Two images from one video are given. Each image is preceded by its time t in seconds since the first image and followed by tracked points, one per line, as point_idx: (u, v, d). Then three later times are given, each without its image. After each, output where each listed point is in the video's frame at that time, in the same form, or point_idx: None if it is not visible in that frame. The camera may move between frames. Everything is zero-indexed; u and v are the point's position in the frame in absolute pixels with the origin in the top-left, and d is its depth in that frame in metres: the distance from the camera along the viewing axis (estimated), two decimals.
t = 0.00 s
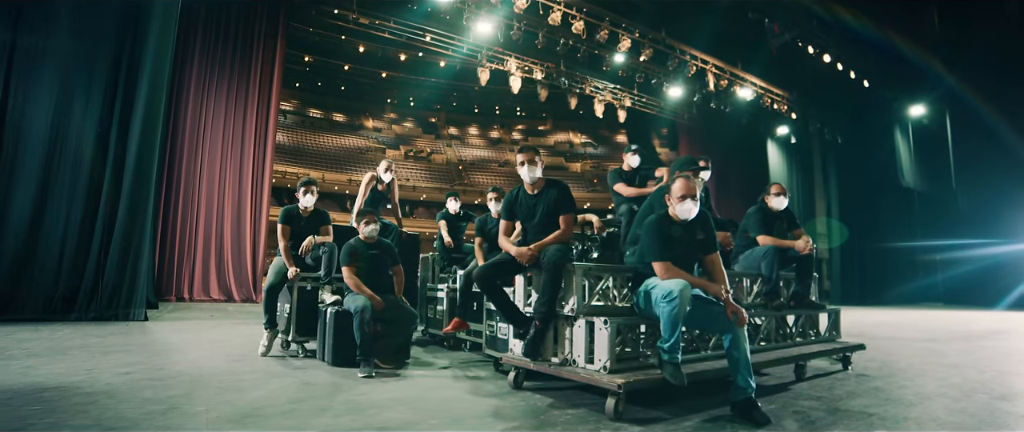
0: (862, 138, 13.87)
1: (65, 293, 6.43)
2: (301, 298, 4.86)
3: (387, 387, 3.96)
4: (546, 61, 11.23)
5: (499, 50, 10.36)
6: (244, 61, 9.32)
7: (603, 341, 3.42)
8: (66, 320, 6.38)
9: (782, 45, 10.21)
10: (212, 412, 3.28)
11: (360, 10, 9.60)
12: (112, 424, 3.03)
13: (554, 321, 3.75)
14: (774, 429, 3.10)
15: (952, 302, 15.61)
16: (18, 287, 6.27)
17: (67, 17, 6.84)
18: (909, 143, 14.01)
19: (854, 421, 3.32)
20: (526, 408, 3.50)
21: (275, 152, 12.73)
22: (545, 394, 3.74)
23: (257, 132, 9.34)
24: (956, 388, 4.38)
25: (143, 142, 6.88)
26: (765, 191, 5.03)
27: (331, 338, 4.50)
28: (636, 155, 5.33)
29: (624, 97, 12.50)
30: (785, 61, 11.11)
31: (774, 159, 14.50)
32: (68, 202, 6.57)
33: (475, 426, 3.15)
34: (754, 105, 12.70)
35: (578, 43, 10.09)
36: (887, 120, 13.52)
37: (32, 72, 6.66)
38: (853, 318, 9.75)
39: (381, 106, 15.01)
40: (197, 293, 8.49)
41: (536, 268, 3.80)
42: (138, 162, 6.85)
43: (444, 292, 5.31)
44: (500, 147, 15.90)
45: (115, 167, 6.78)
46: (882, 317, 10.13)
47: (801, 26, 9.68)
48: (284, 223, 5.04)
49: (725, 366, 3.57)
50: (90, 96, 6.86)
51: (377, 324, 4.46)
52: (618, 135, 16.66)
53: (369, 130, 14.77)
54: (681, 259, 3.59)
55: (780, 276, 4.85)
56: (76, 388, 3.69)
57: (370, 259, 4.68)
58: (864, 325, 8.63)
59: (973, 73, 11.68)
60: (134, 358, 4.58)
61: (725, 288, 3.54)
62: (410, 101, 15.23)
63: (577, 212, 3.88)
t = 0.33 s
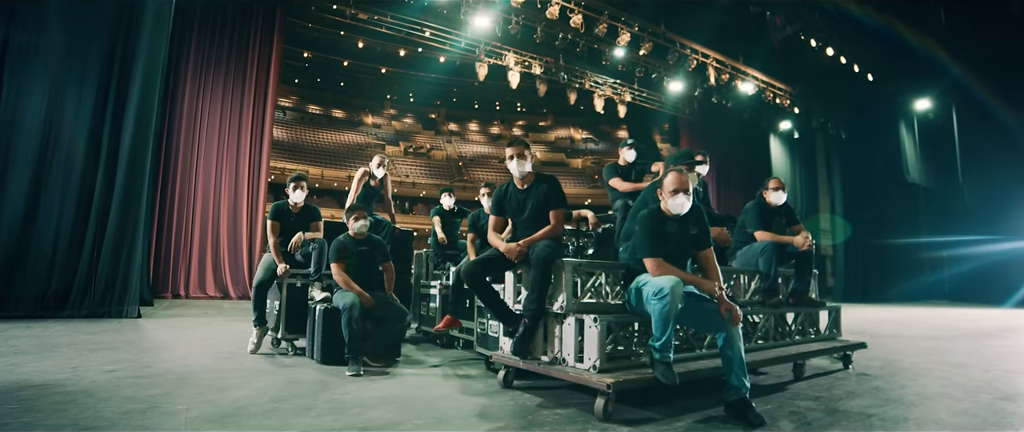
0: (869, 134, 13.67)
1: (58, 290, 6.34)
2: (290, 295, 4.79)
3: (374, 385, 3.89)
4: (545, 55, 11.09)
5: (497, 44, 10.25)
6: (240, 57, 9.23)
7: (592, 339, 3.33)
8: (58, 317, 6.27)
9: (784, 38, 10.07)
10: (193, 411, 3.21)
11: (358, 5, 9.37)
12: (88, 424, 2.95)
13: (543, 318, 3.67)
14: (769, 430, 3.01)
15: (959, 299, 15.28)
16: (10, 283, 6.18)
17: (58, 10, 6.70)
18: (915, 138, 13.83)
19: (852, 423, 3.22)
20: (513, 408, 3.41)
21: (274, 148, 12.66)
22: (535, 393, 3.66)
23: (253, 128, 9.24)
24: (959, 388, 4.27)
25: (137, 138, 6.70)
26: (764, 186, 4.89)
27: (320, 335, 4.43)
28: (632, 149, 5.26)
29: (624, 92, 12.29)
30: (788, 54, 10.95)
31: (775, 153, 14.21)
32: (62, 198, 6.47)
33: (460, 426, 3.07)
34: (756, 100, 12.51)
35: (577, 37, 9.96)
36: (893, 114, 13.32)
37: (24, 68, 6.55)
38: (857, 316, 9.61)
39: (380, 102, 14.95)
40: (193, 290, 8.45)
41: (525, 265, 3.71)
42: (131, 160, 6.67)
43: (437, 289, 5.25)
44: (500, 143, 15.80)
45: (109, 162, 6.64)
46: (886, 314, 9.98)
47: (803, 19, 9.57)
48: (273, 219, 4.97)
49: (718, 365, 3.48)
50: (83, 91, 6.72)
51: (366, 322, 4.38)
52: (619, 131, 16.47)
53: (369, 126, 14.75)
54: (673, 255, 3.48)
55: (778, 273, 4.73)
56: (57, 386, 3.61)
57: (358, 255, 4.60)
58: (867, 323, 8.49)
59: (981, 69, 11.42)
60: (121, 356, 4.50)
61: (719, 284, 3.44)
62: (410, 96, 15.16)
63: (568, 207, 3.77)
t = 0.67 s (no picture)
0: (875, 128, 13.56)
1: (52, 286, 6.21)
2: (280, 292, 4.71)
3: (361, 384, 3.81)
4: (544, 50, 10.99)
5: (496, 39, 10.18)
6: (238, 51, 9.17)
7: (581, 337, 3.24)
8: (52, 314, 6.16)
9: (786, 32, 9.94)
10: (172, 410, 3.14)
11: None
12: (63, 423, 2.88)
13: (532, 316, 3.58)
14: None
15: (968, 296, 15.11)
16: (4, 279, 6.04)
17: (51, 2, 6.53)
18: (921, 131, 13.66)
19: (851, 425, 3.11)
20: (501, 409, 3.32)
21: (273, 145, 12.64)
22: (525, 393, 3.57)
23: (251, 122, 9.18)
24: (964, 389, 4.15)
25: (130, 135, 6.66)
26: (762, 180, 4.75)
27: (308, 333, 4.35)
28: (628, 143, 5.16)
29: (626, 87, 12.23)
30: (791, 48, 10.81)
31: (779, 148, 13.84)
32: (56, 193, 6.33)
33: (444, 426, 2.99)
34: (759, 94, 12.36)
35: (577, 31, 9.87)
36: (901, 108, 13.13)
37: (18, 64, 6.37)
38: (862, 313, 9.46)
39: (381, 98, 14.90)
40: (190, 287, 8.40)
41: (514, 261, 3.62)
42: (124, 160, 6.61)
43: (429, 285, 5.17)
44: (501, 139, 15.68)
45: (102, 157, 6.54)
46: (892, 312, 9.82)
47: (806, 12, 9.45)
48: (263, 215, 4.90)
49: (712, 365, 3.38)
50: (77, 86, 6.60)
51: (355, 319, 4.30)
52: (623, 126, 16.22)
53: (369, 122, 14.74)
54: (666, 252, 3.37)
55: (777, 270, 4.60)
56: (39, 384, 3.54)
57: (348, 251, 4.52)
58: (872, 321, 8.34)
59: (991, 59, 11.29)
60: (109, 354, 4.43)
61: (713, 281, 3.33)
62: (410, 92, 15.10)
63: (558, 202, 3.67)
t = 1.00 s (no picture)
0: (882, 123, 13.21)
1: (47, 282, 6.13)
2: (270, 289, 4.64)
3: (347, 382, 3.74)
4: (544, 44, 10.82)
5: (496, 33, 10.07)
6: (236, 29, 9.13)
7: (570, 336, 3.14)
8: (48, 311, 6.05)
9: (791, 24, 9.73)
10: (152, 409, 3.07)
11: None
12: (39, 422, 2.81)
13: (521, 314, 3.50)
14: None
15: (980, 295, 14.68)
16: None
17: None
18: (929, 123, 13.31)
19: (849, 427, 2.99)
20: (487, 409, 3.24)
21: (275, 142, 12.65)
22: (515, 392, 3.49)
23: (251, 95, 9.18)
24: (970, 390, 4.02)
25: (125, 132, 6.55)
26: (760, 174, 4.64)
27: (297, 330, 4.28)
28: (625, 137, 5.03)
29: (627, 82, 12.00)
30: (796, 41, 10.61)
31: (784, 143, 13.90)
32: (50, 190, 6.26)
33: (427, 426, 2.91)
34: (763, 88, 12.16)
35: (578, 25, 9.72)
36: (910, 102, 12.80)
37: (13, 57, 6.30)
38: (868, 311, 9.30)
39: (382, 95, 14.90)
40: (188, 283, 8.40)
41: (503, 257, 3.53)
42: (119, 159, 6.49)
43: (422, 282, 5.10)
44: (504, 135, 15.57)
45: (97, 154, 6.42)
46: (901, 310, 9.64)
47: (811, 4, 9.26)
48: (253, 211, 4.82)
49: (706, 364, 3.28)
50: (72, 83, 6.54)
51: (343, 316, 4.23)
52: (624, 123, 15.85)
53: (371, 118, 14.63)
54: (658, 247, 3.26)
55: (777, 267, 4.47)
56: (20, 382, 3.47)
57: (338, 248, 4.45)
58: (878, 319, 8.18)
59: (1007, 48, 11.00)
60: (97, 351, 4.36)
61: (707, 278, 3.23)
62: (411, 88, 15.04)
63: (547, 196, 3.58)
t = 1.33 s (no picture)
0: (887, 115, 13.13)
1: (42, 281, 6.03)
2: (259, 285, 4.57)
3: (333, 381, 3.67)
4: (544, 38, 10.66)
5: (496, 27, 9.97)
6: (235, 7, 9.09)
7: (557, 334, 3.06)
8: (43, 307, 5.99)
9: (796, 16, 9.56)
10: (130, 407, 3.00)
11: None
12: (12, 421, 2.75)
13: (509, 312, 3.41)
14: None
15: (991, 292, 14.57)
16: None
17: None
18: (939, 118, 13.23)
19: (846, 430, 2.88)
20: (472, 409, 3.15)
21: (275, 138, 12.64)
22: (502, 392, 3.41)
23: (251, 66, 9.23)
24: (976, 391, 3.89)
25: (120, 127, 6.48)
26: (759, 169, 4.51)
27: (285, 327, 4.21)
28: (621, 131, 4.92)
29: (629, 76, 11.88)
30: (800, 33, 10.43)
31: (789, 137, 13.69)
32: (45, 188, 6.15)
33: (408, 427, 2.83)
34: (767, 82, 11.99)
35: (579, 19, 9.61)
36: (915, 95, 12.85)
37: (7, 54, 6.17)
38: (874, 309, 9.14)
39: (384, 91, 14.84)
40: (187, 280, 8.39)
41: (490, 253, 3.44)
42: (113, 157, 6.41)
43: (415, 279, 5.03)
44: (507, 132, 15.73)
45: (92, 151, 6.35)
46: (909, 307, 9.45)
47: None
48: (243, 207, 4.74)
49: (699, 363, 3.18)
50: (67, 79, 6.43)
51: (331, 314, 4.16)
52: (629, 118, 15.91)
53: (373, 115, 14.74)
54: (650, 243, 3.15)
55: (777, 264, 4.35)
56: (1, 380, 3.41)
57: (326, 244, 4.36)
58: (883, 317, 8.03)
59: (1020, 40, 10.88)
60: (85, 348, 4.30)
61: (699, 275, 3.12)
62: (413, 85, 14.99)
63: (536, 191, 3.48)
